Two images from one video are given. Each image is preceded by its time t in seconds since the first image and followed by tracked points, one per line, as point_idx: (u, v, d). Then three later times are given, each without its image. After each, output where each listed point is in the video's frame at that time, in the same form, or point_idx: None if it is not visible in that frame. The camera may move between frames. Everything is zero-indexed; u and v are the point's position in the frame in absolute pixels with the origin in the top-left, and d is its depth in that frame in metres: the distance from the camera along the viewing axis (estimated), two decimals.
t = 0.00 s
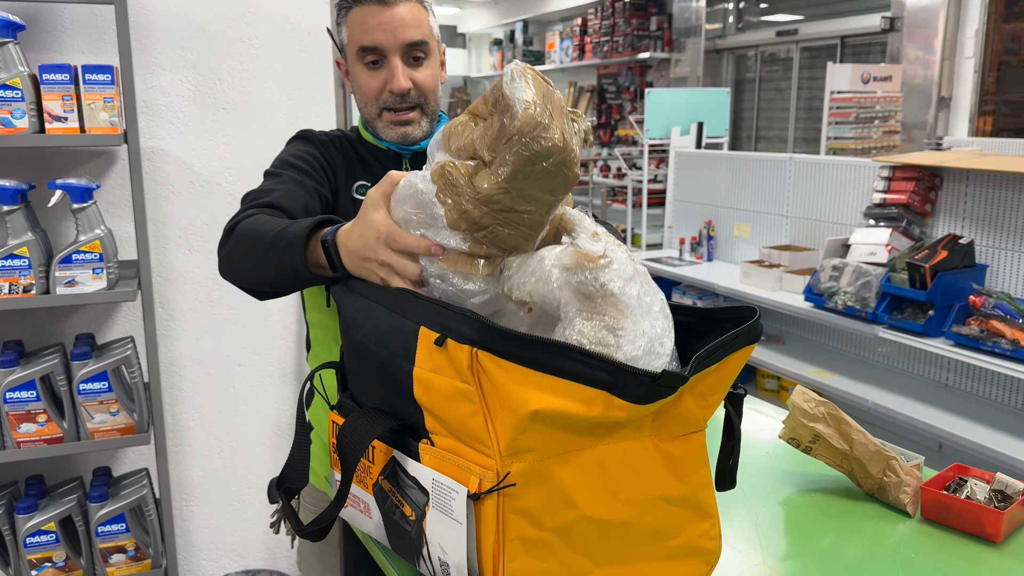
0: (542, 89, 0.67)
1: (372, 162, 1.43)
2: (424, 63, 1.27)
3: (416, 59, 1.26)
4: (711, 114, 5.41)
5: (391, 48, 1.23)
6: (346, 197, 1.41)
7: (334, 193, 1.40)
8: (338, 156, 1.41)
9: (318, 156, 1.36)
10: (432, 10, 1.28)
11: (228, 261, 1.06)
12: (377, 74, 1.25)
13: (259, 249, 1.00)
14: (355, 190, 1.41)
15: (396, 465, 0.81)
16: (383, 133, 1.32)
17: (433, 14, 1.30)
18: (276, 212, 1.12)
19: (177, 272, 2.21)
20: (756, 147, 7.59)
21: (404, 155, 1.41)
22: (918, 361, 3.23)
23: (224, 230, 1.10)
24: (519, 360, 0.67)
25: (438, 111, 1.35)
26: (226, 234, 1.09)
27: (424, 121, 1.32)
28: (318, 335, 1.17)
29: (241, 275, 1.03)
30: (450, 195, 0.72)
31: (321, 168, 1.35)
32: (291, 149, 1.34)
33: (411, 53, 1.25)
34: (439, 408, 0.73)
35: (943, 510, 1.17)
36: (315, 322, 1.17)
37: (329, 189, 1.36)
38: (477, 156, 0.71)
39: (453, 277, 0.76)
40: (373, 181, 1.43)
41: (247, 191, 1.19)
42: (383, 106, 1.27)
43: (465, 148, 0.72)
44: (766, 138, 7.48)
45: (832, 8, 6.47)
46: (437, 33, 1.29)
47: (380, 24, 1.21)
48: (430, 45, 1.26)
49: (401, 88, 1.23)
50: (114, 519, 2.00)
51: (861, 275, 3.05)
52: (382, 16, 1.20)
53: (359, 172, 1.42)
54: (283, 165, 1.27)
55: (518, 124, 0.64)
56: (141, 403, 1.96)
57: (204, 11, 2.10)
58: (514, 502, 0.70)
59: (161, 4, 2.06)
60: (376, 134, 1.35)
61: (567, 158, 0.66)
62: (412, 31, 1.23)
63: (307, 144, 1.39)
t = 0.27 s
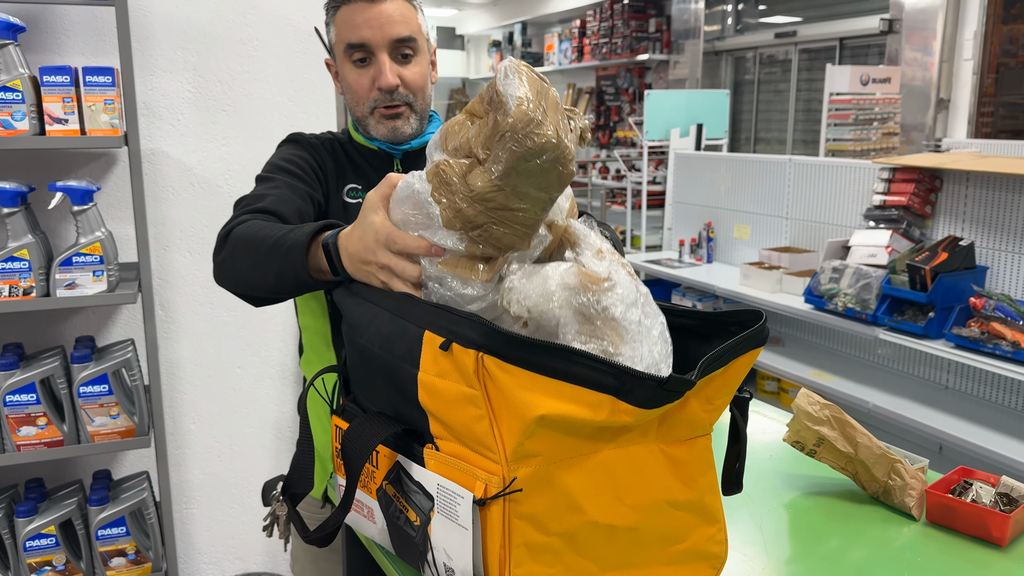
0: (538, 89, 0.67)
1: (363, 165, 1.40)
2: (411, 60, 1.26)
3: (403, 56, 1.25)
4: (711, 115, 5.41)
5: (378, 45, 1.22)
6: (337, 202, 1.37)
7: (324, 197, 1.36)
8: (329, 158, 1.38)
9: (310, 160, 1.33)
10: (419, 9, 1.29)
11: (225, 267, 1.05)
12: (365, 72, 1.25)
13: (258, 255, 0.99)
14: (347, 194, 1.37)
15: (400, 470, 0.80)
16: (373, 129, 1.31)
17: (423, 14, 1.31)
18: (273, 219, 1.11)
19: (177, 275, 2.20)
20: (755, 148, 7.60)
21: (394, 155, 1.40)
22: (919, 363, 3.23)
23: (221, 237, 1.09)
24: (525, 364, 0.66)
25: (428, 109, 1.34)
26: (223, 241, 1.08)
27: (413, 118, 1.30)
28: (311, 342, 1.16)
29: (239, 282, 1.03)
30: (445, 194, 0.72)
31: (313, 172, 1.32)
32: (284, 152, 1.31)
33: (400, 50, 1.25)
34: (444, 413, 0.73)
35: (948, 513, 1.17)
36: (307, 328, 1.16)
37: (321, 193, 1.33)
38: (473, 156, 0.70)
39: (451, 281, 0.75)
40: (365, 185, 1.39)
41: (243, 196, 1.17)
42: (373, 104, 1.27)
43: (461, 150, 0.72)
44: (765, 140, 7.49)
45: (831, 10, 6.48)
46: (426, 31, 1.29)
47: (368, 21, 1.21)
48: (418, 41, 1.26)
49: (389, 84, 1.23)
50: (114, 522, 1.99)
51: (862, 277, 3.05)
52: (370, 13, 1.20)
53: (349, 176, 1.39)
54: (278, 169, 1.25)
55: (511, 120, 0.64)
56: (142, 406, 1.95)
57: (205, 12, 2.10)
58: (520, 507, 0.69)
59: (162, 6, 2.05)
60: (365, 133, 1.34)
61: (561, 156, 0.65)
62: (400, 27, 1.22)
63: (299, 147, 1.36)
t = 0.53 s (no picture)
0: (617, 271, 0.71)
1: (348, 166, 1.31)
2: (350, 44, 1.24)
3: (341, 40, 1.24)
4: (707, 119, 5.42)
5: (320, 32, 1.25)
6: (321, 209, 1.27)
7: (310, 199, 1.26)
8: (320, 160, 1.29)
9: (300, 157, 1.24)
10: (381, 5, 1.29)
11: (224, 256, 1.02)
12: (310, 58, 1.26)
13: (268, 252, 0.97)
14: (332, 198, 1.27)
15: (403, 475, 0.80)
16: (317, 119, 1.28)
17: (386, 10, 1.30)
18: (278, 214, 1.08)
19: (176, 279, 2.20)
20: (751, 152, 7.62)
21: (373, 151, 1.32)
22: (915, 366, 3.24)
23: (219, 226, 1.05)
24: (529, 369, 0.66)
25: (374, 101, 1.27)
26: (221, 230, 1.04)
27: (344, 104, 1.24)
28: (297, 345, 1.17)
29: (238, 273, 1.01)
30: (488, 299, 0.75)
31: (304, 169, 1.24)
32: (273, 147, 1.23)
33: (339, 36, 1.24)
34: (448, 418, 0.73)
35: (948, 517, 1.17)
36: (293, 331, 1.17)
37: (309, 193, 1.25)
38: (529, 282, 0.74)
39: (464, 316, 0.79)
40: (351, 188, 1.30)
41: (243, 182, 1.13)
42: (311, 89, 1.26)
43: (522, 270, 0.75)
44: (760, 144, 7.51)
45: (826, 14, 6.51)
46: (379, 22, 1.27)
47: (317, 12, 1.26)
48: (360, 27, 1.24)
49: (311, 61, 1.22)
50: (112, 527, 1.98)
51: (858, 281, 3.06)
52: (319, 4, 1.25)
53: (335, 179, 1.29)
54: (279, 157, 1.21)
55: (582, 290, 0.69)
56: (140, 411, 1.94)
57: (203, 17, 2.10)
58: (524, 512, 0.69)
59: (160, 11, 2.05)
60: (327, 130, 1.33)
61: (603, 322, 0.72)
62: (336, 11, 1.24)
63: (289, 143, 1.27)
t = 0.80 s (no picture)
0: (609, 308, 0.75)
1: (334, 166, 1.30)
2: (336, 39, 1.25)
3: (330, 34, 1.26)
4: (701, 124, 5.44)
5: (313, 26, 1.28)
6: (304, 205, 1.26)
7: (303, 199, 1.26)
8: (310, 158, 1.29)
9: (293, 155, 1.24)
10: (375, 6, 1.30)
11: (221, 253, 1.01)
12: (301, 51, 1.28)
13: (264, 254, 0.97)
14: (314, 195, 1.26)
15: (397, 485, 0.80)
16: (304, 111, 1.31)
17: (382, 12, 1.31)
18: (278, 215, 1.08)
19: (170, 284, 2.19)
20: (745, 157, 7.64)
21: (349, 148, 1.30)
22: (909, 370, 3.25)
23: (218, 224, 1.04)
24: (521, 379, 0.66)
25: (353, 100, 1.27)
26: (220, 227, 1.03)
27: (323, 98, 1.25)
28: (283, 346, 1.19)
29: (232, 271, 1.00)
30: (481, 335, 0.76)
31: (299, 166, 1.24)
32: (269, 144, 1.23)
33: (329, 31, 1.26)
34: (441, 428, 0.73)
35: (947, 521, 1.17)
36: (280, 330, 1.19)
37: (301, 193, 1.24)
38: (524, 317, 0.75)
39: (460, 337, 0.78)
40: (335, 188, 1.29)
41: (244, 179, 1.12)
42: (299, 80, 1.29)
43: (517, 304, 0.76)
44: (754, 149, 7.53)
45: (820, 20, 6.55)
46: (371, 21, 1.28)
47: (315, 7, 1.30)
48: (350, 24, 1.26)
49: (297, 52, 1.24)
50: (106, 534, 1.97)
51: (852, 285, 3.06)
52: None
53: (321, 177, 1.29)
54: (279, 157, 1.20)
55: (577, 329, 0.73)
56: (134, 417, 1.93)
57: (198, 21, 2.09)
58: (520, 521, 0.69)
59: (155, 15, 2.05)
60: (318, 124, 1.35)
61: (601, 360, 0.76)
62: (329, 6, 1.26)
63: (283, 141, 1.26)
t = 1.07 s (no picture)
0: (612, 316, 0.75)
1: (337, 170, 1.31)
2: (339, 46, 1.25)
3: (332, 41, 1.26)
4: (694, 130, 5.46)
5: (315, 32, 1.28)
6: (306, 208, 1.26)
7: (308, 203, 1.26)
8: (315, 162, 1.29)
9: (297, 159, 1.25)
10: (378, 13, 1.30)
11: (221, 254, 1.00)
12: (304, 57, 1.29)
13: (259, 257, 0.96)
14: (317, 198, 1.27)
15: (393, 490, 0.79)
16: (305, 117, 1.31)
17: (386, 18, 1.31)
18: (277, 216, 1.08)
19: (164, 290, 2.18)
20: (737, 163, 7.68)
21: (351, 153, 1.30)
22: (902, 375, 3.26)
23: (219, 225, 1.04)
24: (517, 383, 0.66)
25: (353, 105, 1.27)
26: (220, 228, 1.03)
27: (326, 105, 1.25)
28: (280, 351, 1.19)
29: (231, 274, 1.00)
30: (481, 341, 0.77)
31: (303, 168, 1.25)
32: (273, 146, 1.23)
33: (332, 37, 1.26)
34: (437, 434, 0.73)
35: (941, 525, 1.18)
36: (277, 334, 1.19)
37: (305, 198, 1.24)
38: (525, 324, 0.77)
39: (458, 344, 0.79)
40: (337, 193, 1.29)
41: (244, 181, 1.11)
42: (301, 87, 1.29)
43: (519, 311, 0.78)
44: (747, 154, 7.57)
45: (811, 27, 6.61)
46: (374, 28, 1.28)
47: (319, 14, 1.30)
48: (352, 31, 1.26)
49: (299, 59, 1.24)
50: (99, 540, 1.96)
51: (846, 290, 3.08)
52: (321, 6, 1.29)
53: (324, 181, 1.29)
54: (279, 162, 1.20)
55: (580, 339, 0.74)
56: (128, 422, 1.92)
57: (193, 26, 2.09)
58: (516, 526, 0.69)
59: (149, 20, 2.05)
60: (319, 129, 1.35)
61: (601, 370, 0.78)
62: (333, 13, 1.26)
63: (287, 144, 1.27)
